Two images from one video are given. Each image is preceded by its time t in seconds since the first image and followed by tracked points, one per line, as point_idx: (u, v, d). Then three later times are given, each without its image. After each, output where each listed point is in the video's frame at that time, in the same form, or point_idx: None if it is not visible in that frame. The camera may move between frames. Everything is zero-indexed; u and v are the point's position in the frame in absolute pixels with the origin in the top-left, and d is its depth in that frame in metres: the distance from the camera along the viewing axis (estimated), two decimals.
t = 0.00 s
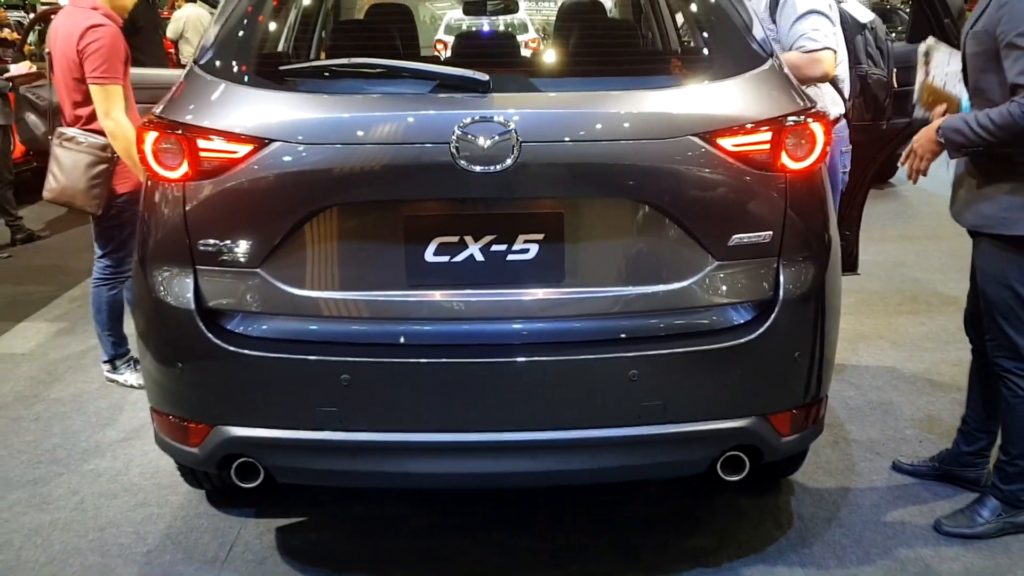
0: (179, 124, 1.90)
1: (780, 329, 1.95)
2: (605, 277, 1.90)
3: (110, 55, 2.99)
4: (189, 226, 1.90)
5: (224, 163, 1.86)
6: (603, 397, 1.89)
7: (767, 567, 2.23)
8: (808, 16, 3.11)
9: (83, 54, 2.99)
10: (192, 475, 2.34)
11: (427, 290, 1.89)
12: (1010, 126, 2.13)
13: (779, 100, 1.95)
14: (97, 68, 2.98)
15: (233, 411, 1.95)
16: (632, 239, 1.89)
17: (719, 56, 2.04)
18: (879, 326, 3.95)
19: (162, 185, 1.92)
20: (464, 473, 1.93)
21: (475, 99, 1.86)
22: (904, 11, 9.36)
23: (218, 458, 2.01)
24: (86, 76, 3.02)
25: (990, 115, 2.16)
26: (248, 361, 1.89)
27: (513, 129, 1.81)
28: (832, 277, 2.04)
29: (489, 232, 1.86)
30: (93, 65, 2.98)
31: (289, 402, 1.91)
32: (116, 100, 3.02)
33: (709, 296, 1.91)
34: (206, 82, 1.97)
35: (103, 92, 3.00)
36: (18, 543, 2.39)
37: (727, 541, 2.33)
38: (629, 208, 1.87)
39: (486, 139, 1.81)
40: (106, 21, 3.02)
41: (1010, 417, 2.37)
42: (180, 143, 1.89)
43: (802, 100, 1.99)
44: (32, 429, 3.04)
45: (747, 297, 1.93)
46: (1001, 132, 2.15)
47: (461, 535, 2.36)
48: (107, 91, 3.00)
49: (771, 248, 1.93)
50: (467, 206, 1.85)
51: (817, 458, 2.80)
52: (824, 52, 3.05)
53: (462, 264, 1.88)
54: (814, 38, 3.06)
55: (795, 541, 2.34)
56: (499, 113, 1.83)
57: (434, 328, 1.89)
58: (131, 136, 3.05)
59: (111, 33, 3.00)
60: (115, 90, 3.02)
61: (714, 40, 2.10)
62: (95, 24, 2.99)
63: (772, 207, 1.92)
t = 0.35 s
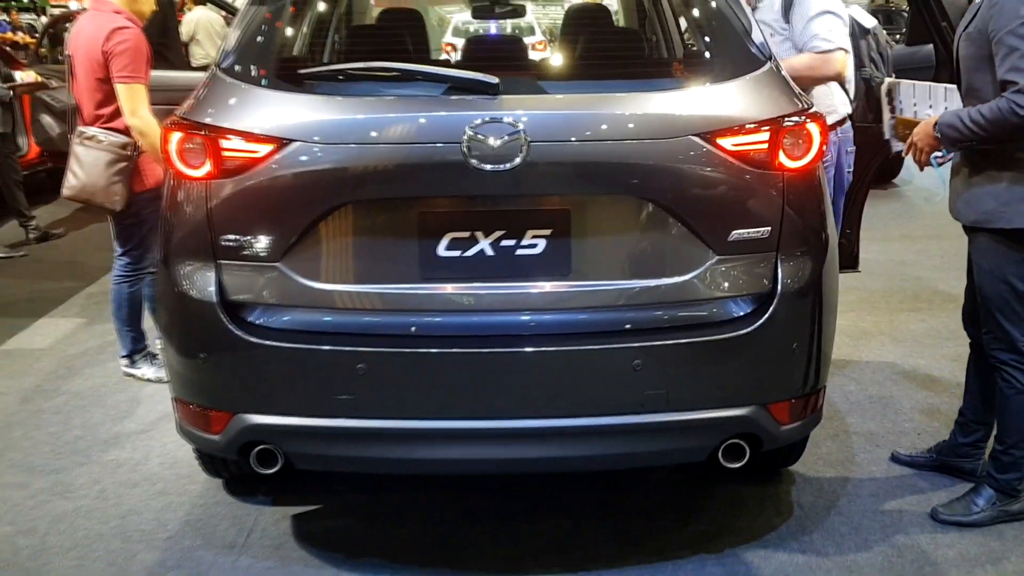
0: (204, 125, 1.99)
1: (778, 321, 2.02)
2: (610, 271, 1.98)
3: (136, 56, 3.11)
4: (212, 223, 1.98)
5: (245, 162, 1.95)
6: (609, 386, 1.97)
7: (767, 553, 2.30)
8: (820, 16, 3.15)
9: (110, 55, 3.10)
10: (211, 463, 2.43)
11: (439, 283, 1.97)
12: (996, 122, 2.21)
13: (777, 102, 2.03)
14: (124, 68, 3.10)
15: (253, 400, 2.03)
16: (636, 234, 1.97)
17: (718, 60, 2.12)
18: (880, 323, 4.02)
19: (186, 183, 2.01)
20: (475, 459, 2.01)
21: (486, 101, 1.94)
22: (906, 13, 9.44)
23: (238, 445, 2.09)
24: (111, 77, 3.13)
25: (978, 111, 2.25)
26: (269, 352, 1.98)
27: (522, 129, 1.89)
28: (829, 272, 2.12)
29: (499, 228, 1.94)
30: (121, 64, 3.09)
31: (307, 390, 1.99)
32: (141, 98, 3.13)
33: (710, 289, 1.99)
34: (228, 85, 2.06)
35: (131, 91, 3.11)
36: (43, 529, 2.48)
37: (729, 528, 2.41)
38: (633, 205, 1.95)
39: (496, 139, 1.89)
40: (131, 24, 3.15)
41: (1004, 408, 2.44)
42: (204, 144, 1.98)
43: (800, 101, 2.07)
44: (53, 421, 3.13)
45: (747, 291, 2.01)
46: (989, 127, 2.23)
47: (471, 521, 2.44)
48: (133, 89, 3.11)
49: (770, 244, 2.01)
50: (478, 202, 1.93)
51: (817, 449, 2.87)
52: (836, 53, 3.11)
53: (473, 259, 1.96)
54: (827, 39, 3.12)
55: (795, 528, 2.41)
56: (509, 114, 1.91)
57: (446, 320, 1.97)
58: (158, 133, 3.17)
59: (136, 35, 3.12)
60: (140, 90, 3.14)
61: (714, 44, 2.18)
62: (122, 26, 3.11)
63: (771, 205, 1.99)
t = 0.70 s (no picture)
0: (228, 125, 2.07)
1: (780, 313, 2.09)
2: (619, 264, 2.05)
3: (154, 59, 3.19)
4: (235, 219, 2.06)
5: (268, 161, 2.03)
6: (617, 376, 2.05)
7: (772, 540, 2.37)
8: (843, 25, 3.18)
9: (129, 58, 3.18)
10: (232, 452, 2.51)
11: (454, 277, 2.05)
12: (995, 121, 2.27)
13: (779, 102, 2.10)
14: (142, 70, 3.18)
15: (275, 389, 2.11)
16: (643, 229, 2.04)
17: (721, 61, 2.19)
18: (883, 319, 4.08)
19: (211, 181, 2.09)
20: (488, 446, 2.09)
21: (499, 101, 2.02)
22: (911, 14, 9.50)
23: (260, 433, 2.17)
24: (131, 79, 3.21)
25: (978, 110, 2.31)
26: (290, 343, 2.05)
27: (534, 129, 1.97)
28: (830, 266, 2.19)
29: (511, 223, 2.02)
30: (138, 67, 3.17)
31: (327, 380, 2.07)
32: (159, 99, 3.20)
33: (715, 282, 2.06)
34: (250, 87, 2.14)
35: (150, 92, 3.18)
36: (70, 517, 2.56)
37: (734, 516, 2.48)
38: (641, 200, 2.03)
39: (508, 138, 1.97)
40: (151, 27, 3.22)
41: (1003, 399, 2.51)
42: (229, 143, 2.06)
43: (801, 101, 2.15)
44: (76, 415, 3.21)
45: (750, 283, 2.08)
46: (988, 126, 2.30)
47: (483, 510, 2.51)
48: (152, 91, 3.18)
49: (772, 238, 2.08)
50: (491, 199, 2.00)
51: (821, 441, 2.94)
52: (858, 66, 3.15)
53: (486, 253, 2.03)
54: (849, 52, 3.14)
55: (799, 517, 2.48)
56: (521, 114, 1.98)
57: (461, 312, 2.04)
58: (178, 129, 3.27)
59: (155, 39, 3.20)
60: (159, 91, 3.20)
61: (719, 46, 2.25)
62: (141, 29, 3.19)
63: (773, 201, 2.07)
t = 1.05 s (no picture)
0: (230, 126, 2.12)
1: (770, 309, 2.15)
2: (613, 262, 2.11)
3: (154, 57, 3.24)
4: (237, 218, 2.11)
5: (269, 161, 2.07)
6: (612, 370, 2.10)
7: (762, 531, 2.42)
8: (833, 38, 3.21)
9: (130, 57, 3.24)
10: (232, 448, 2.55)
11: (451, 274, 2.10)
12: (951, 134, 2.39)
13: (769, 103, 2.16)
14: (143, 67, 3.22)
15: (276, 384, 2.15)
16: (636, 227, 2.10)
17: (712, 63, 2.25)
18: (871, 318, 4.15)
19: (213, 181, 2.13)
20: (485, 439, 2.14)
21: (495, 103, 2.07)
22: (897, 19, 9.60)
23: (261, 428, 2.22)
24: (133, 77, 3.26)
25: (937, 122, 2.43)
26: (291, 339, 2.10)
27: (529, 129, 2.02)
28: (818, 264, 2.24)
29: (508, 221, 2.07)
30: (138, 65, 3.22)
31: (327, 375, 2.11)
32: (160, 96, 3.25)
33: (706, 278, 2.11)
34: (252, 89, 2.18)
35: (152, 87, 3.23)
36: (72, 513, 2.60)
37: (725, 508, 2.53)
38: (634, 199, 2.08)
39: (505, 138, 2.02)
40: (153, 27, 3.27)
41: (987, 394, 2.57)
42: (231, 143, 2.11)
43: (790, 102, 2.20)
44: (76, 414, 3.24)
45: (741, 280, 2.13)
46: (943, 138, 2.41)
47: (480, 504, 2.56)
48: (154, 88, 3.23)
49: (762, 236, 2.14)
50: (488, 198, 2.05)
51: (810, 436, 3.00)
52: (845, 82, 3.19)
53: (484, 251, 2.08)
54: (835, 67, 3.19)
55: (788, 509, 2.53)
56: (517, 115, 2.04)
57: (459, 308, 2.09)
58: (178, 124, 3.31)
59: (156, 38, 3.24)
60: (160, 89, 3.25)
61: (710, 49, 2.31)
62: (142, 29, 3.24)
63: (763, 200, 2.12)
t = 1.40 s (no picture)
0: (229, 150, 2.16)
1: (759, 328, 2.20)
2: (606, 281, 2.15)
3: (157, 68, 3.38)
4: (236, 240, 2.14)
5: (269, 183, 2.11)
6: (606, 388, 2.13)
7: (754, 548, 2.45)
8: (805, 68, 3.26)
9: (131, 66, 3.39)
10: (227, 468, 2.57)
11: (448, 294, 2.13)
12: (915, 160, 2.50)
13: (756, 128, 2.22)
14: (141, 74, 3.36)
15: (274, 404, 2.17)
16: (629, 247, 2.14)
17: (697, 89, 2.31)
18: (855, 340, 4.21)
19: (212, 203, 2.17)
20: (480, 457, 2.17)
21: (490, 127, 2.12)
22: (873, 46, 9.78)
23: (258, 448, 2.24)
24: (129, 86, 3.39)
25: (901, 152, 2.55)
26: (290, 359, 2.12)
27: (524, 152, 2.07)
28: (806, 284, 2.29)
29: (503, 242, 2.11)
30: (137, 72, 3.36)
31: (326, 394, 2.14)
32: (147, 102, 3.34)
33: (697, 298, 2.16)
34: (251, 115, 2.23)
35: (144, 92, 3.34)
36: (66, 535, 2.59)
37: (716, 526, 2.56)
38: (626, 221, 2.13)
39: (500, 161, 2.07)
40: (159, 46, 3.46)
41: (971, 411, 2.62)
42: (231, 166, 2.15)
43: (776, 127, 2.26)
44: (67, 437, 3.24)
45: (731, 299, 2.18)
46: (909, 165, 2.52)
47: (474, 522, 2.58)
48: (144, 94, 3.33)
49: (751, 256, 2.19)
50: (484, 219, 2.10)
51: (798, 455, 3.04)
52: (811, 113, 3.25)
53: (480, 271, 2.12)
54: (803, 99, 3.26)
55: (778, 526, 2.57)
56: (512, 140, 2.08)
57: (456, 328, 2.12)
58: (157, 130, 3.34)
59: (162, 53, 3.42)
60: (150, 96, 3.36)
61: (698, 75, 2.37)
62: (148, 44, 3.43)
63: (751, 222, 2.17)
